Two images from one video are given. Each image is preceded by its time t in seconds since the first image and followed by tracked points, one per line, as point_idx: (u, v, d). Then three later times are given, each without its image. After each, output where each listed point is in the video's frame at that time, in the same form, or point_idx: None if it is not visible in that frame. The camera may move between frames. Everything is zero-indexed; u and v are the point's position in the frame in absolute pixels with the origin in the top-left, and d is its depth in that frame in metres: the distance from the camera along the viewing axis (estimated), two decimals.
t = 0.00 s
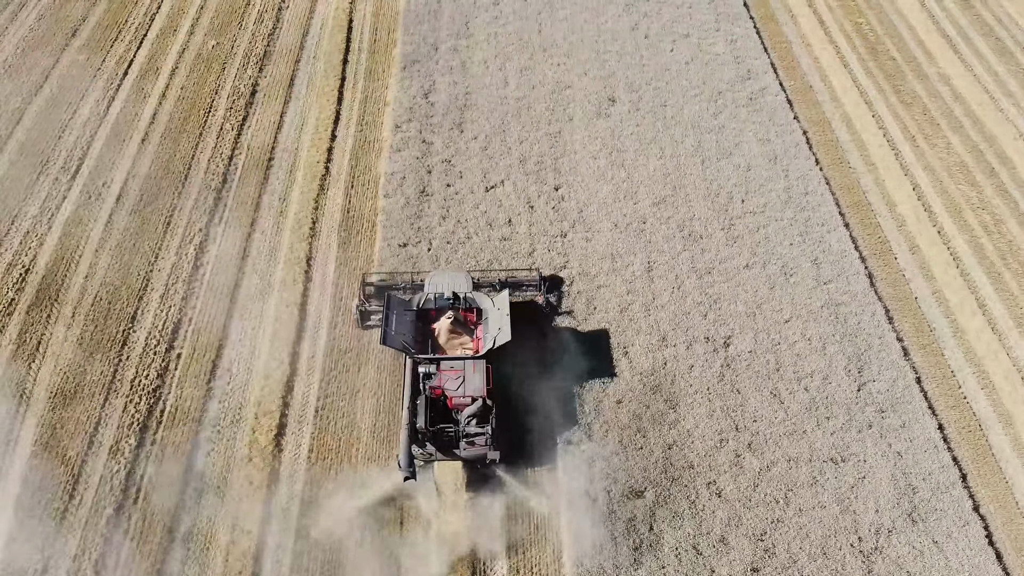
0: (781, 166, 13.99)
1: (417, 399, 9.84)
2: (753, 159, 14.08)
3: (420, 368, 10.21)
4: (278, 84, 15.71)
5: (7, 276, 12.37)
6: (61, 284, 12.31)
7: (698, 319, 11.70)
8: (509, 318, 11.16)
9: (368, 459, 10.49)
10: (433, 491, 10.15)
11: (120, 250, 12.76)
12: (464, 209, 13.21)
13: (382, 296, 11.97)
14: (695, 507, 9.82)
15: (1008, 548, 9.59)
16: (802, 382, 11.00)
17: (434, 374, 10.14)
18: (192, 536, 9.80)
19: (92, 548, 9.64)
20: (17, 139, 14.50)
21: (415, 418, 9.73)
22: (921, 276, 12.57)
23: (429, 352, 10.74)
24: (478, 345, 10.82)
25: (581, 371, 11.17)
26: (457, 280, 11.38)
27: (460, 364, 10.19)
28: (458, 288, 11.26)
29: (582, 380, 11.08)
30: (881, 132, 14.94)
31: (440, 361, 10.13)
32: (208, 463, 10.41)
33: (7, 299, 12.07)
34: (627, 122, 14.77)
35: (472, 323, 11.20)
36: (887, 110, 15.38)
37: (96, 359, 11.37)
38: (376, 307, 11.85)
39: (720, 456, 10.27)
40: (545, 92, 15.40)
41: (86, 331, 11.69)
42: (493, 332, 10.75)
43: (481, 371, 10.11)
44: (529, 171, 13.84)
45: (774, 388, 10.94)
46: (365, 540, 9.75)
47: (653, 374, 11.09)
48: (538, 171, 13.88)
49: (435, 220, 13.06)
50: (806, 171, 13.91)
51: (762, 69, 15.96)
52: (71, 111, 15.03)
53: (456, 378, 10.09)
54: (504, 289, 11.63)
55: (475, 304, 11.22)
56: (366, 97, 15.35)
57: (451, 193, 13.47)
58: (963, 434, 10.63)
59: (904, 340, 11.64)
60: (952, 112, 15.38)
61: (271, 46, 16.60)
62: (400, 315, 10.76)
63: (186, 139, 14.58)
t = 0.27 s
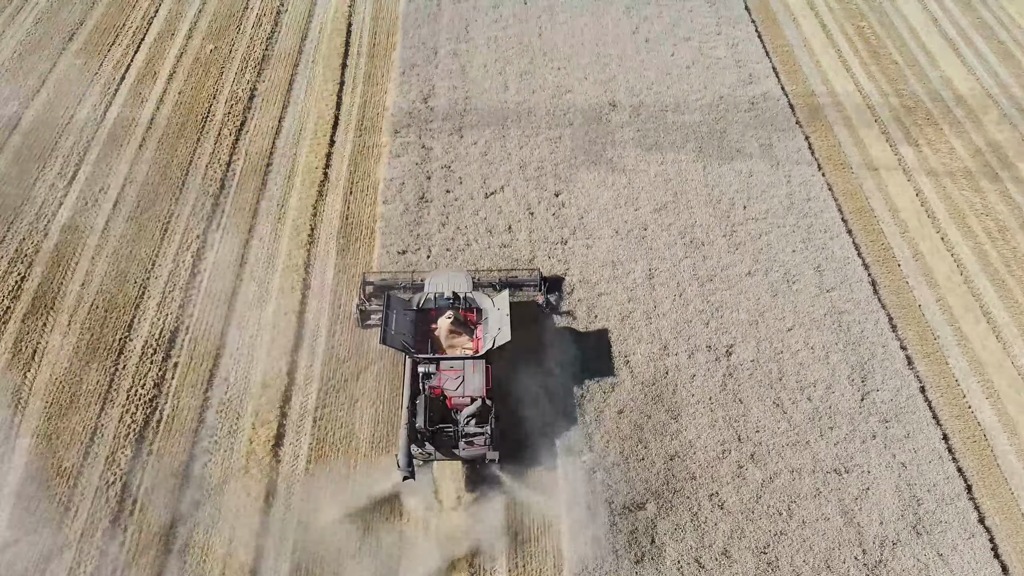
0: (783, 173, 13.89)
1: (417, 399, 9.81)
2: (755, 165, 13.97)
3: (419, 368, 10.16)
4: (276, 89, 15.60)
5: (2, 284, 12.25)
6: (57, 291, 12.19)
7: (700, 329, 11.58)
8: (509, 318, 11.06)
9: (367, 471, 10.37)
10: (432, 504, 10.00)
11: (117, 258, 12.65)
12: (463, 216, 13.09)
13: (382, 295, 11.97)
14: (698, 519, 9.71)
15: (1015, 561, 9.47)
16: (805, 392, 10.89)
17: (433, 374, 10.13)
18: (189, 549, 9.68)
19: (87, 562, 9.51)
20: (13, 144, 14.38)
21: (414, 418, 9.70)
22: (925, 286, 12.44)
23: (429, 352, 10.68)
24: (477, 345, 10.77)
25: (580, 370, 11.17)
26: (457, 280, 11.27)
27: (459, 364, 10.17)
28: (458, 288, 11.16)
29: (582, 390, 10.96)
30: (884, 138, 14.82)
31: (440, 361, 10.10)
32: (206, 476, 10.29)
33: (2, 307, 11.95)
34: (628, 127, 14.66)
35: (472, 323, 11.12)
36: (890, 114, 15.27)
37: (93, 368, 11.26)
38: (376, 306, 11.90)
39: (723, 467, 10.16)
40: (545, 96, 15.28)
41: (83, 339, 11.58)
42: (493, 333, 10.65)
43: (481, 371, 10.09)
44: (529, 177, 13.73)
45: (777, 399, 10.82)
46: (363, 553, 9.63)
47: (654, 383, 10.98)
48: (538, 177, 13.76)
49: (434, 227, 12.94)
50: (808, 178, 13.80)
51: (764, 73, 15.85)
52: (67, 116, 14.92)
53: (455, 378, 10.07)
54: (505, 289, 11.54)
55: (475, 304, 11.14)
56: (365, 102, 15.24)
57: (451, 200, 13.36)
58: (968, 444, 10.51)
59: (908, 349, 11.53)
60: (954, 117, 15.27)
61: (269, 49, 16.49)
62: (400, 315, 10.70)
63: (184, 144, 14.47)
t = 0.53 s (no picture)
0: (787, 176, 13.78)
1: (416, 397, 9.91)
2: (759, 169, 13.86)
3: (419, 366, 10.28)
4: (274, 93, 15.49)
5: None
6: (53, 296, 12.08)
7: (702, 336, 11.48)
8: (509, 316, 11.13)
9: (366, 479, 10.22)
10: (433, 513, 9.86)
11: (113, 264, 12.54)
12: (463, 221, 12.98)
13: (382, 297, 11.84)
14: (700, 530, 9.59)
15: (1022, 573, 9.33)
16: (809, 400, 10.78)
17: (432, 372, 10.23)
18: (185, 559, 9.54)
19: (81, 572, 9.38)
20: (9, 149, 14.26)
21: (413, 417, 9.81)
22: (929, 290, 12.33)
23: (429, 350, 10.75)
24: (477, 344, 10.76)
25: (581, 374, 11.09)
26: (457, 280, 11.39)
27: (458, 362, 10.25)
28: (457, 288, 11.29)
29: (584, 397, 10.84)
30: (887, 141, 14.71)
31: (438, 360, 10.20)
32: (203, 484, 10.17)
33: None
34: (629, 131, 14.54)
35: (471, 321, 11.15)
36: (893, 118, 15.15)
37: (89, 375, 11.15)
38: (376, 305, 11.83)
39: (725, 477, 10.05)
40: (545, 99, 15.18)
41: (79, 346, 11.47)
42: (492, 331, 10.70)
43: (479, 370, 10.17)
44: (530, 181, 13.63)
45: (780, 407, 10.71)
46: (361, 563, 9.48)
47: (656, 392, 10.86)
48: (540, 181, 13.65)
49: (433, 233, 12.83)
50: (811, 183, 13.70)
51: (765, 76, 15.77)
52: (64, 120, 14.81)
53: (454, 376, 10.16)
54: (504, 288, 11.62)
55: (475, 302, 11.20)
56: (363, 106, 15.14)
57: (450, 205, 13.24)
58: (974, 453, 10.38)
59: (912, 356, 11.41)
60: (958, 120, 15.14)
61: (269, 53, 16.40)
62: (400, 313, 10.83)
63: (181, 149, 14.36)
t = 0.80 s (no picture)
0: (789, 184, 13.74)
1: (414, 394, 9.98)
2: (762, 174, 13.76)
3: (418, 364, 10.28)
4: (271, 95, 15.35)
5: None
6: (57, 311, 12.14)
7: (705, 343, 11.36)
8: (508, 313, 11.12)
9: (366, 486, 10.06)
10: (433, 519, 9.69)
11: (110, 269, 12.39)
12: (461, 226, 12.85)
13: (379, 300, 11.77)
14: (702, 540, 9.46)
15: None
16: (812, 408, 10.67)
17: (431, 370, 10.25)
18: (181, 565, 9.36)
19: None
20: (5, 152, 14.14)
21: (412, 413, 9.89)
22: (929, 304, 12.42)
23: (428, 347, 10.79)
24: (476, 340, 10.76)
25: (581, 379, 11.00)
26: (457, 277, 11.29)
27: (457, 360, 10.24)
28: (457, 284, 11.24)
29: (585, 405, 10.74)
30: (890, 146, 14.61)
31: (438, 356, 10.20)
32: (200, 490, 10.01)
33: None
34: (631, 134, 14.41)
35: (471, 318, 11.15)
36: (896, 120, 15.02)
37: (84, 381, 11.01)
38: (375, 303, 11.76)
39: (727, 487, 9.91)
40: (545, 102, 15.05)
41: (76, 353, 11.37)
42: (491, 328, 10.71)
43: (478, 367, 10.16)
44: (529, 184, 13.52)
45: (784, 415, 10.59)
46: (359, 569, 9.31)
47: (657, 399, 10.74)
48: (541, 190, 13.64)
49: (431, 238, 12.70)
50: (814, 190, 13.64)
51: (767, 78, 15.69)
52: (60, 123, 14.71)
53: (453, 373, 10.16)
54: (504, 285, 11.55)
55: (474, 299, 11.22)
56: (360, 109, 15.02)
57: (448, 209, 13.13)
58: (979, 461, 10.24)
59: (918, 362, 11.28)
60: (962, 123, 15.02)
61: (268, 55, 16.28)
62: (399, 309, 10.89)
63: (178, 151, 14.25)
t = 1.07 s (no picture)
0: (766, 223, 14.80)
1: (414, 391, 9.77)
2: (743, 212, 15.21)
3: (417, 359, 10.10)
4: (271, 98, 15.87)
5: None
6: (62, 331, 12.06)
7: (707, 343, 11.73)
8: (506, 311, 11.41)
9: (365, 481, 9.45)
10: (433, 515, 9.03)
11: (106, 270, 12.61)
12: (464, 232, 13.97)
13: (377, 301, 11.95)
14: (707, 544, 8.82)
15: None
16: (817, 417, 10.60)
17: (431, 366, 10.09)
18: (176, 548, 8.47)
19: None
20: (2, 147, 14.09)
21: (411, 412, 9.64)
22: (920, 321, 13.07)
23: (427, 343, 10.78)
24: (477, 336, 10.80)
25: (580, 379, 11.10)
26: (456, 277, 12.01)
27: (457, 356, 10.21)
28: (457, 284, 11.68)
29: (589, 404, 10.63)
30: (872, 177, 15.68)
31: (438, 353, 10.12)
32: (192, 486, 9.26)
33: None
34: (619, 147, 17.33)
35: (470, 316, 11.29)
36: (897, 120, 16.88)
37: (74, 386, 10.64)
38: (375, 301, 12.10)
39: (732, 495, 9.47)
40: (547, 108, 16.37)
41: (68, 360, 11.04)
42: (490, 323, 10.93)
43: (478, 362, 10.16)
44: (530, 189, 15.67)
45: (787, 422, 10.47)
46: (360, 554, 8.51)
47: (661, 408, 10.63)
48: (545, 214, 14.96)
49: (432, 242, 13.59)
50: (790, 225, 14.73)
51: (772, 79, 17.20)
52: (60, 122, 14.96)
53: (453, 369, 10.09)
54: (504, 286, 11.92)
55: (474, 298, 11.52)
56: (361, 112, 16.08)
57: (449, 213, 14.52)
58: (984, 470, 9.95)
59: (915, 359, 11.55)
60: (964, 121, 17.08)
61: (269, 57, 16.52)
62: (399, 305, 11.25)
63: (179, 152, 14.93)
